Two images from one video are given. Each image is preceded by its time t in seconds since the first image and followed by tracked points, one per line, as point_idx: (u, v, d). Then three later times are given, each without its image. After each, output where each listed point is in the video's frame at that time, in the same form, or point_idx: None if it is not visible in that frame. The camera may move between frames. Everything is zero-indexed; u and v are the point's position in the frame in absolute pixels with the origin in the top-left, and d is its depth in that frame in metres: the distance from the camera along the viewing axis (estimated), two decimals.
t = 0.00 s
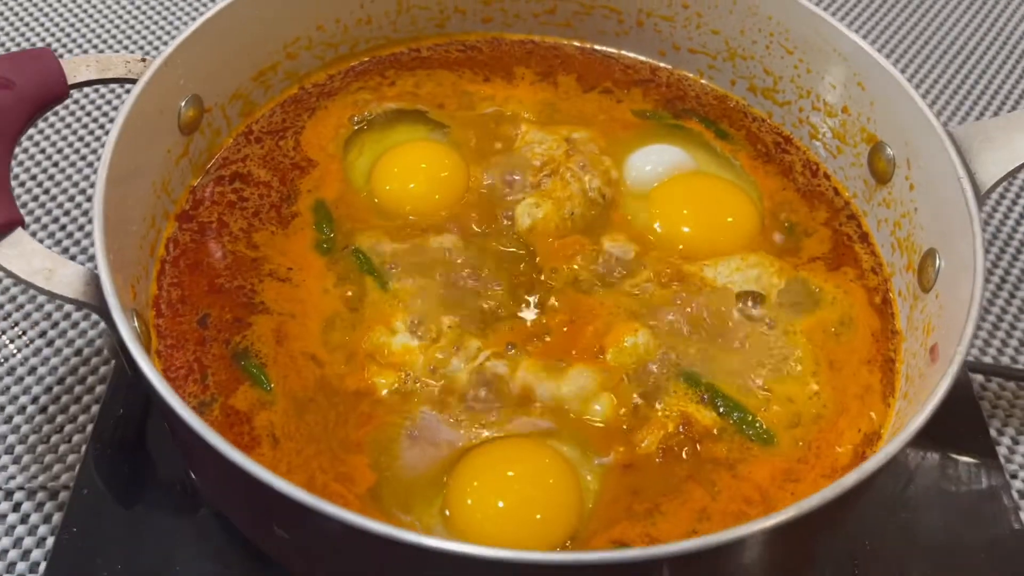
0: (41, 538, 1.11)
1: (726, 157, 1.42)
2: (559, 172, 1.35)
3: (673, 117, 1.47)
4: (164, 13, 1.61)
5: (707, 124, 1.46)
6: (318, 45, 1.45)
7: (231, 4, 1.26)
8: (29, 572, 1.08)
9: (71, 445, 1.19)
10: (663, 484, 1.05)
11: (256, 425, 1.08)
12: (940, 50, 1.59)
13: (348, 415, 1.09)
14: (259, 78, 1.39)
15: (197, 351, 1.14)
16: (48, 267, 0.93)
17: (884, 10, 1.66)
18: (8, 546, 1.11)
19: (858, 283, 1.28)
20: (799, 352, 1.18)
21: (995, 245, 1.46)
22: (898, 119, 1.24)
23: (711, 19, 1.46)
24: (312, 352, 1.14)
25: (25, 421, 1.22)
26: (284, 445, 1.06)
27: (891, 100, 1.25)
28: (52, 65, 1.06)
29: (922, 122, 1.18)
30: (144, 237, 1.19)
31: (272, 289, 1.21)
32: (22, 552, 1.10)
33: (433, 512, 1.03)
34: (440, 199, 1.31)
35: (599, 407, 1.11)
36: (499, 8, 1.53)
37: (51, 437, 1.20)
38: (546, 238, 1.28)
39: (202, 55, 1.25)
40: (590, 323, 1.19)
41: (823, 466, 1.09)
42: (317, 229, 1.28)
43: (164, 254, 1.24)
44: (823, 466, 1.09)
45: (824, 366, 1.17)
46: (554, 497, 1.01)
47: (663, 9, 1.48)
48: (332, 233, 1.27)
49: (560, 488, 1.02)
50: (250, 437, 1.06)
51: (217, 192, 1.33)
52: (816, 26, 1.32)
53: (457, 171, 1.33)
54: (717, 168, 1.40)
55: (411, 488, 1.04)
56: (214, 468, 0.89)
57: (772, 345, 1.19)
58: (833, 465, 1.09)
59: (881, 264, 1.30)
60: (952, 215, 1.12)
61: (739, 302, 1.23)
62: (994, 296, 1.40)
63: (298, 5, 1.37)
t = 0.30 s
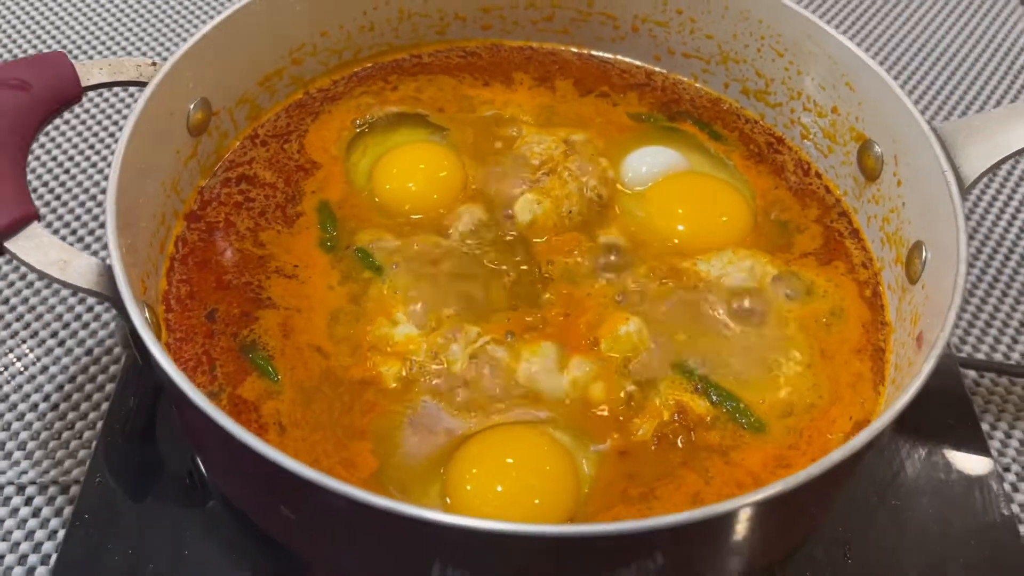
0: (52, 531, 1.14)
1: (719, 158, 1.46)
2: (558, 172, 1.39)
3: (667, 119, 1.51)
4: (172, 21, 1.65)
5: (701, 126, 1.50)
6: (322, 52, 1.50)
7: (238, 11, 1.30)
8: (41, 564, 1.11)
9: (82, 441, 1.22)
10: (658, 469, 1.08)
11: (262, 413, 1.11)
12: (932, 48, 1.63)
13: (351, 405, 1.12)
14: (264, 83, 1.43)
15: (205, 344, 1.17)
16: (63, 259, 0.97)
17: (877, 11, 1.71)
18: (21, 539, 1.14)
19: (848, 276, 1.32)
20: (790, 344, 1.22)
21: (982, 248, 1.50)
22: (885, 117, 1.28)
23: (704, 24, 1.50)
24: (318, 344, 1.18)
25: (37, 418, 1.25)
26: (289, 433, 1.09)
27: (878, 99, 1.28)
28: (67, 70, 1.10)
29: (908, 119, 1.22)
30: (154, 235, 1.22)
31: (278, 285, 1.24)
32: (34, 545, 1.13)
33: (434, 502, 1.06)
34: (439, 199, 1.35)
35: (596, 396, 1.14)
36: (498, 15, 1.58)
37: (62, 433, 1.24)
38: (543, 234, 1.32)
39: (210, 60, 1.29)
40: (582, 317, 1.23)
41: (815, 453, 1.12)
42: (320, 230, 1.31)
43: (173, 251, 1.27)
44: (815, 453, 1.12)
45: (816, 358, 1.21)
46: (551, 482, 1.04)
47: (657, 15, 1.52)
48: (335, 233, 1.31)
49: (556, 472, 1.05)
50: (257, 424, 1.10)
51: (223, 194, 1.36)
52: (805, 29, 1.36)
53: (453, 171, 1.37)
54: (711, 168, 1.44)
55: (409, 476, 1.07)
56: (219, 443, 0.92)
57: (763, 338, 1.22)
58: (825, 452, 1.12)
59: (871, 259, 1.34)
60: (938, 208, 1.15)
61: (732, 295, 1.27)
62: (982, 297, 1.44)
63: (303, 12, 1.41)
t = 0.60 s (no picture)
0: (64, 521, 1.18)
1: (711, 157, 1.50)
2: (551, 174, 1.42)
3: (661, 120, 1.56)
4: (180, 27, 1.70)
5: (694, 127, 1.55)
6: (326, 57, 1.54)
7: (244, 18, 1.34)
8: (53, 553, 1.14)
9: (93, 435, 1.26)
10: (652, 453, 1.11)
11: (269, 400, 1.15)
12: (923, 48, 1.68)
13: (354, 393, 1.16)
14: (271, 87, 1.48)
15: (214, 335, 1.21)
16: (79, 249, 1.01)
17: (869, 13, 1.76)
18: (33, 530, 1.17)
19: (836, 269, 1.36)
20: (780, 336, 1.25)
21: (970, 248, 1.53)
22: (870, 115, 1.32)
23: (697, 29, 1.54)
24: (324, 336, 1.22)
25: (49, 414, 1.29)
26: (295, 419, 1.13)
27: (864, 100, 1.32)
28: (82, 73, 1.16)
29: (892, 117, 1.26)
30: (165, 232, 1.26)
31: (285, 281, 1.28)
32: (46, 535, 1.16)
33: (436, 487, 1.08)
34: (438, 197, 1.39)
35: (591, 384, 1.18)
36: (497, 21, 1.62)
37: (74, 427, 1.27)
38: (540, 230, 1.36)
39: (217, 63, 1.33)
40: (576, 309, 1.27)
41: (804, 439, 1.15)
42: (324, 229, 1.35)
43: (182, 246, 1.31)
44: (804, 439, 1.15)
45: (806, 348, 1.24)
46: (548, 466, 1.08)
47: (651, 20, 1.57)
48: (339, 231, 1.35)
49: (553, 457, 1.09)
50: (264, 410, 1.13)
51: (230, 195, 1.41)
52: (793, 31, 1.40)
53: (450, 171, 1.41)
54: (703, 167, 1.48)
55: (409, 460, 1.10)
56: (224, 420, 0.94)
57: (754, 328, 1.26)
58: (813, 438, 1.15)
59: (858, 253, 1.38)
60: (921, 200, 1.18)
61: (725, 286, 1.31)
62: (971, 295, 1.47)
63: (308, 19, 1.46)
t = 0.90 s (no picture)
0: None
1: (745, 166, 1.41)
2: (585, 196, 1.35)
3: (685, 129, 1.46)
4: (166, 67, 1.61)
5: (724, 138, 1.45)
6: (323, 88, 1.44)
7: (234, 56, 1.24)
8: None
9: (103, 513, 1.17)
10: (724, 505, 1.03)
11: (303, 473, 1.05)
12: (944, 41, 1.61)
13: (393, 461, 1.07)
14: (268, 126, 1.39)
15: (235, 410, 1.11)
16: (78, 333, 0.91)
17: (885, 6, 1.68)
18: None
19: (890, 279, 1.27)
20: (843, 359, 1.17)
21: None
22: (917, 116, 1.23)
23: (714, 32, 1.45)
24: (360, 399, 1.12)
25: (53, 493, 1.19)
26: (333, 492, 1.04)
27: (907, 98, 1.24)
28: (63, 128, 1.03)
29: (942, 117, 1.17)
30: (168, 296, 1.16)
31: (314, 344, 1.18)
32: None
33: (489, 557, 1.00)
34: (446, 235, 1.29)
35: (650, 431, 1.09)
36: (499, 37, 1.52)
37: (81, 506, 1.17)
38: (571, 262, 1.27)
39: (209, 107, 1.22)
40: (620, 345, 1.18)
41: (881, 474, 1.07)
42: (339, 279, 1.25)
43: (188, 310, 1.21)
44: (883, 474, 1.07)
45: (873, 371, 1.16)
46: (610, 529, 0.99)
47: (664, 25, 1.47)
48: (354, 281, 1.25)
49: (615, 520, 1.00)
50: (298, 485, 1.04)
51: (228, 261, 1.28)
52: (821, 30, 1.32)
53: (457, 204, 1.32)
54: (737, 178, 1.39)
55: (462, 534, 1.01)
56: (270, 528, 0.89)
57: (814, 353, 1.17)
58: (892, 473, 1.07)
59: (911, 262, 1.29)
60: (983, 206, 1.10)
61: (777, 309, 1.22)
62: None
63: (302, 50, 1.35)
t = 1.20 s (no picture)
0: None
1: (724, 173, 1.43)
2: (565, 203, 1.37)
3: (667, 136, 1.48)
4: (155, 73, 1.62)
5: (705, 144, 1.47)
6: (308, 94, 1.46)
7: (217, 62, 1.25)
8: None
9: (86, 516, 1.17)
10: (699, 508, 1.04)
11: (282, 474, 1.06)
12: (924, 48, 1.64)
13: (370, 462, 1.07)
14: (252, 132, 1.40)
15: (216, 412, 1.12)
16: (59, 335, 0.92)
17: (866, 14, 1.71)
18: None
19: (866, 284, 1.29)
20: (818, 363, 1.18)
21: (1006, 241, 1.45)
22: (893, 123, 1.25)
23: (696, 39, 1.46)
24: (340, 402, 1.13)
25: (37, 495, 1.19)
26: (310, 493, 1.05)
27: (882, 105, 1.25)
28: (51, 134, 1.04)
29: (917, 124, 1.19)
30: (150, 299, 1.17)
31: (294, 347, 1.19)
32: None
33: (465, 559, 1.01)
34: (428, 239, 1.31)
35: (626, 433, 1.10)
36: (484, 45, 1.54)
37: (64, 509, 1.18)
38: (551, 266, 1.28)
39: (193, 112, 1.23)
40: (598, 348, 1.19)
41: (854, 476, 1.08)
42: (323, 284, 1.26)
43: (170, 314, 1.22)
44: (855, 475, 1.08)
45: (847, 375, 1.17)
46: (585, 531, 1.00)
47: (646, 33, 1.49)
48: (336, 285, 1.26)
49: (589, 522, 1.01)
50: (276, 485, 1.05)
51: (210, 264, 1.30)
52: (799, 38, 1.34)
53: (440, 210, 1.34)
54: (717, 184, 1.41)
55: (435, 534, 1.02)
56: (240, 521, 0.89)
57: (791, 357, 1.19)
58: (866, 474, 1.08)
59: (887, 267, 1.31)
60: (956, 211, 1.11)
61: (754, 313, 1.23)
62: (1010, 299, 1.39)
63: (287, 57, 1.37)
